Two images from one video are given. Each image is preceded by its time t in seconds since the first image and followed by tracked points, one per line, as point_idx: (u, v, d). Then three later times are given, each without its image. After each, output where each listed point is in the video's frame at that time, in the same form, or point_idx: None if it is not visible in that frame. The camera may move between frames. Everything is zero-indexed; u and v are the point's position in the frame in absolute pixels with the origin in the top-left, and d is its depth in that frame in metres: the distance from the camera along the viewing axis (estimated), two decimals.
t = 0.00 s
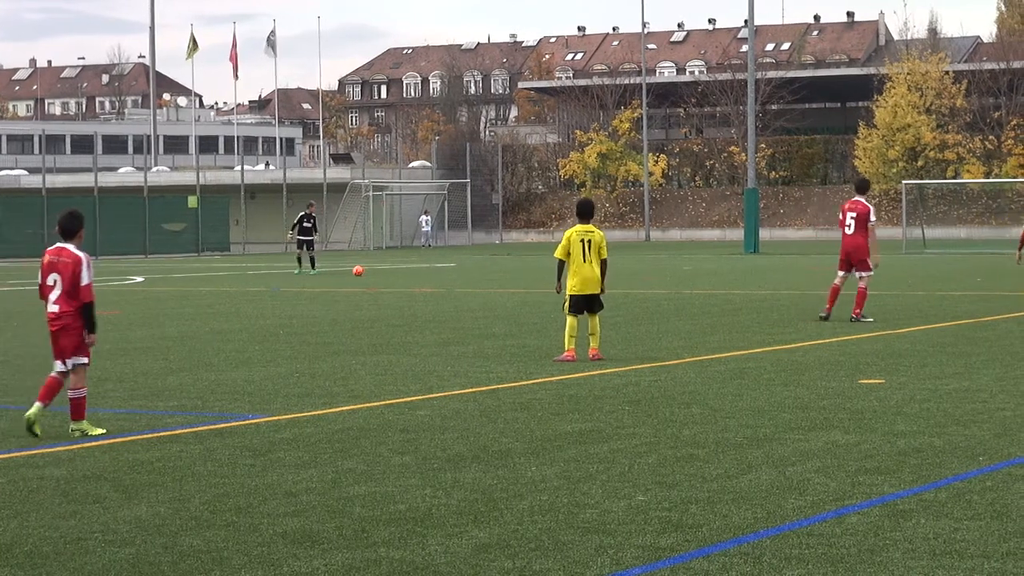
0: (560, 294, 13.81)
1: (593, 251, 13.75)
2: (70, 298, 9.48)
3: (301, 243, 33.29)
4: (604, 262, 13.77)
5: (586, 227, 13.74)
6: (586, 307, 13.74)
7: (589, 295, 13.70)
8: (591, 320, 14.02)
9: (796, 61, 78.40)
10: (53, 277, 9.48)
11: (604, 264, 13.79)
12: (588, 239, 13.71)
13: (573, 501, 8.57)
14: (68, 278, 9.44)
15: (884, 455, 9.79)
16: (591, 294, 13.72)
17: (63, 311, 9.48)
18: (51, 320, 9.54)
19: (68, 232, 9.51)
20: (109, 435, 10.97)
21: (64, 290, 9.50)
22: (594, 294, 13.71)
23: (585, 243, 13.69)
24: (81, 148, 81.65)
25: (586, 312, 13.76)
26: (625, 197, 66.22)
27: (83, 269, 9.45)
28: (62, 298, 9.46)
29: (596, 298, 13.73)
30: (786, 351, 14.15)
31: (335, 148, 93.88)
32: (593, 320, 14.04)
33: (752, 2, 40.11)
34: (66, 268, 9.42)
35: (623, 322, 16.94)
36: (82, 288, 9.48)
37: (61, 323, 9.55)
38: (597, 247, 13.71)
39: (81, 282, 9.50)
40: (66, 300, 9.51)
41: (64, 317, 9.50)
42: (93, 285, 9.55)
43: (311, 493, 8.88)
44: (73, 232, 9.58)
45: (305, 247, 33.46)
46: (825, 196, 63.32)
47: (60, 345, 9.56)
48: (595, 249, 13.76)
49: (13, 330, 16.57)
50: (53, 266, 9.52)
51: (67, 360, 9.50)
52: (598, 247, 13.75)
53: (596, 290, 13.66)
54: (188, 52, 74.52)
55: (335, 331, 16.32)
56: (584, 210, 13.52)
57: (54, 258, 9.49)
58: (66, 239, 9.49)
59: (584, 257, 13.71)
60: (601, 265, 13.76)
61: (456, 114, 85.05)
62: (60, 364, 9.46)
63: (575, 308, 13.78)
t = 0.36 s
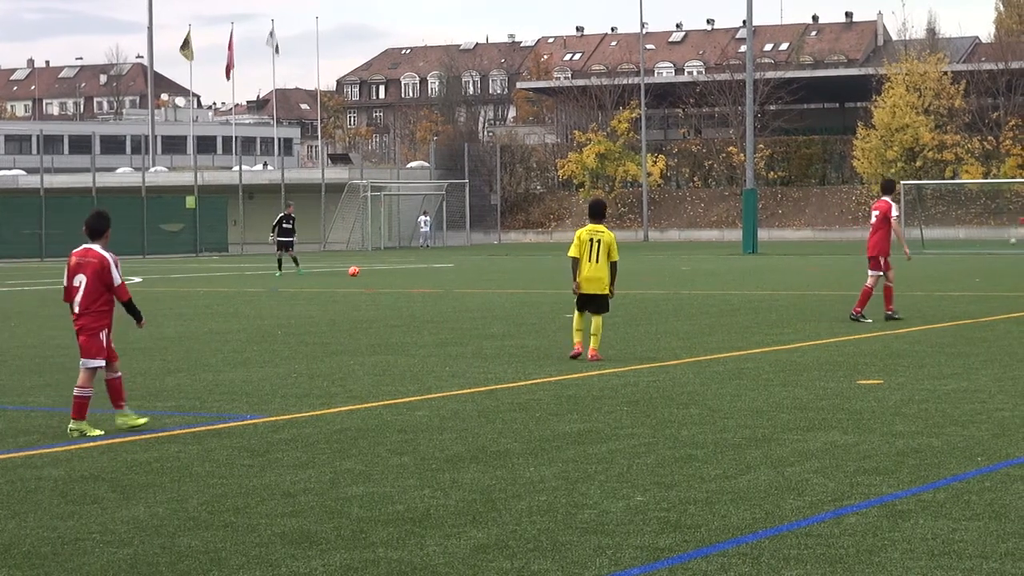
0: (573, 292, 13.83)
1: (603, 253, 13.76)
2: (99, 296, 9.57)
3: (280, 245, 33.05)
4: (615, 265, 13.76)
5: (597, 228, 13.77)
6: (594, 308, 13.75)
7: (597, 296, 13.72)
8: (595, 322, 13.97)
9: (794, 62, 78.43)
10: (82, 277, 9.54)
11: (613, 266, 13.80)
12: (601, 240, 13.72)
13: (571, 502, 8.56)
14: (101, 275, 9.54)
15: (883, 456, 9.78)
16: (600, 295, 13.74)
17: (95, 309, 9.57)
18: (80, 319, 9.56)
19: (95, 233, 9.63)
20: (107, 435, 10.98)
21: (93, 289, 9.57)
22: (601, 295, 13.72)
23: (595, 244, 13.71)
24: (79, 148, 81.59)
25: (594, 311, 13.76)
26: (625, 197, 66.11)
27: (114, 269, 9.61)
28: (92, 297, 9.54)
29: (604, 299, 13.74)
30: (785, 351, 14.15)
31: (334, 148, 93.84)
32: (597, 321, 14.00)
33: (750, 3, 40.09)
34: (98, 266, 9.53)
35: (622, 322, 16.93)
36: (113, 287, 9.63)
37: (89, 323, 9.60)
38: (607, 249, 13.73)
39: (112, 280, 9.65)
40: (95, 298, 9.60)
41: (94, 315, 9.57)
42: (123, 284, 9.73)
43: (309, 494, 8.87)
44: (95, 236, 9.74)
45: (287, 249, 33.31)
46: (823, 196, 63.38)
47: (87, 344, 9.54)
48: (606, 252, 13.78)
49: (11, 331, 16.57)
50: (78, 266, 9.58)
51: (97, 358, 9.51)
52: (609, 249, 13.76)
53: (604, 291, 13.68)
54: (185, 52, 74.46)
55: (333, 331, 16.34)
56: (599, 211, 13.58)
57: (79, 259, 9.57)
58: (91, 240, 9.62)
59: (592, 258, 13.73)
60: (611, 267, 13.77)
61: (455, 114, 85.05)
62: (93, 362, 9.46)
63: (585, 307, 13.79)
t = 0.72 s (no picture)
0: (580, 293, 13.90)
1: (609, 253, 13.69)
2: (127, 296, 9.51)
3: (268, 247, 32.94)
4: (622, 265, 13.70)
5: (603, 229, 13.67)
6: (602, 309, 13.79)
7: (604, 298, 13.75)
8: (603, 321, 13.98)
9: (793, 62, 78.27)
10: (111, 276, 9.47)
11: (621, 266, 13.74)
12: (606, 242, 13.65)
13: (568, 502, 8.52)
14: (127, 275, 9.46)
15: (882, 456, 9.70)
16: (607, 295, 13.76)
17: (123, 308, 9.52)
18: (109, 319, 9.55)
19: (128, 232, 9.54)
20: (106, 435, 10.99)
21: (123, 288, 9.52)
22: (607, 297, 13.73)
23: (600, 246, 13.65)
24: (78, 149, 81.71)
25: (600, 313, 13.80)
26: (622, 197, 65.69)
27: (140, 270, 9.50)
28: (119, 297, 9.47)
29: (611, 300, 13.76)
30: (784, 351, 14.09)
31: (331, 148, 93.87)
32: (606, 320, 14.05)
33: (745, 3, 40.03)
34: (124, 267, 9.45)
35: (620, 322, 16.89)
36: (139, 287, 9.53)
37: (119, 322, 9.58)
38: (612, 248, 13.64)
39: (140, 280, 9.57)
40: (125, 297, 9.54)
41: (124, 315, 9.54)
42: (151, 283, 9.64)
43: (307, 494, 8.86)
44: (130, 233, 9.65)
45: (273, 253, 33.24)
46: (820, 196, 63.15)
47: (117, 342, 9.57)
48: (613, 252, 13.71)
49: (8, 331, 16.60)
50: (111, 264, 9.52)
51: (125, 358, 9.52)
52: (616, 250, 13.68)
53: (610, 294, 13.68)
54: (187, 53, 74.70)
55: (331, 332, 16.35)
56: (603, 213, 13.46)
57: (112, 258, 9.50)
58: (124, 238, 9.52)
59: (598, 258, 13.69)
60: (617, 268, 13.72)
61: (453, 114, 85.05)
62: (122, 361, 9.48)
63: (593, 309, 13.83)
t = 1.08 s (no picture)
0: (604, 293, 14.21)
1: (621, 249, 13.93)
2: (152, 295, 9.56)
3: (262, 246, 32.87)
4: (634, 259, 13.85)
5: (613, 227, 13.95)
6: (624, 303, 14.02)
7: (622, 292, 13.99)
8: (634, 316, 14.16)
9: (793, 62, 78.47)
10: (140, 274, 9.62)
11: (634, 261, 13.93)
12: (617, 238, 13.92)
13: (567, 502, 8.55)
14: (150, 274, 9.55)
15: (881, 457, 9.76)
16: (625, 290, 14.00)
17: (148, 307, 9.59)
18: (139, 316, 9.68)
19: (161, 233, 9.64)
20: (105, 435, 10.98)
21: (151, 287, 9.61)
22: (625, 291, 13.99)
23: (610, 243, 13.95)
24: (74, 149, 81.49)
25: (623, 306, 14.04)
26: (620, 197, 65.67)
27: (162, 271, 9.53)
28: (143, 296, 9.60)
29: (629, 293, 13.98)
30: (782, 351, 14.16)
31: (331, 148, 93.75)
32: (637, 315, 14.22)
33: (748, 3, 40.13)
34: (148, 265, 9.56)
35: (619, 322, 16.94)
36: (162, 288, 9.55)
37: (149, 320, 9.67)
38: (622, 242, 13.89)
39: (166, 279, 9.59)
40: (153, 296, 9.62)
41: (150, 312, 9.61)
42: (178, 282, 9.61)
43: (306, 494, 8.86)
44: (171, 235, 9.69)
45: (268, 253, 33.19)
46: (820, 196, 63.44)
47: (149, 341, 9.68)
48: (624, 247, 13.95)
49: (8, 331, 16.59)
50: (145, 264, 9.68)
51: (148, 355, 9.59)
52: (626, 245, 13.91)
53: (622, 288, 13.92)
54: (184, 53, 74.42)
55: (331, 331, 16.36)
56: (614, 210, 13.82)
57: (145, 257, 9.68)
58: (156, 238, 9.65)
59: (610, 255, 13.96)
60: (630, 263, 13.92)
61: (452, 114, 85.04)
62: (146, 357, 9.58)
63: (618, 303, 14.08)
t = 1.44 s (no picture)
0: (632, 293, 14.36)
1: (650, 254, 14.01)
2: (204, 293, 9.65)
3: (266, 246, 33.01)
4: (661, 266, 13.96)
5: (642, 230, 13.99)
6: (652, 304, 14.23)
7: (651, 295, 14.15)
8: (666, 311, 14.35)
9: (792, 62, 78.46)
10: (191, 273, 9.66)
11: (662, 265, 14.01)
12: (646, 243, 13.99)
13: (567, 503, 8.55)
14: (205, 272, 9.63)
15: (880, 457, 9.77)
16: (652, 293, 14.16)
17: (202, 305, 9.67)
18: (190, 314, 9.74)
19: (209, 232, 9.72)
20: (106, 435, 11.00)
21: (201, 285, 9.68)
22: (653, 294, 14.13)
23: (641, 246, 14.02)
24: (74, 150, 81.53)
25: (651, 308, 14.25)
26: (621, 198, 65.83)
27: (216, 268, 9.64)
28: (195, 295, 9.67)
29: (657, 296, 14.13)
30: (782, 352, 14.19)
31: (330, 149, 93.78)
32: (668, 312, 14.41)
33: (748, 4, 40.24)
34: (202, 264, 9.62)
35: (618, 323, 17.00)
36: (215, 285, 9.65)
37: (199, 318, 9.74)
38: (652, 249, 13.95)
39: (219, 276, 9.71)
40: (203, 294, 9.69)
41: (203, 310, 9.69)
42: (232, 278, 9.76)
43: (306, 495, 8.86)
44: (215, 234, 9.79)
45: (270, 252, 33.29)
46: (819, 197, 63.45)
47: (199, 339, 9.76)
48: (653, 252, 14.01)
49: (8, 331, 16.64)
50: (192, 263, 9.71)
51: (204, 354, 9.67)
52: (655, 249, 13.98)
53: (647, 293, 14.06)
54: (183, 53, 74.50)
55: (331, 332, 16.41)
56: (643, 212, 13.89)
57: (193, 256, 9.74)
58: (204, 237, 9.70)
59: (639, 259, 14.07)
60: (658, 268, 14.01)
61: (451, 115, 85.06)
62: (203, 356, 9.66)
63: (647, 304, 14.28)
